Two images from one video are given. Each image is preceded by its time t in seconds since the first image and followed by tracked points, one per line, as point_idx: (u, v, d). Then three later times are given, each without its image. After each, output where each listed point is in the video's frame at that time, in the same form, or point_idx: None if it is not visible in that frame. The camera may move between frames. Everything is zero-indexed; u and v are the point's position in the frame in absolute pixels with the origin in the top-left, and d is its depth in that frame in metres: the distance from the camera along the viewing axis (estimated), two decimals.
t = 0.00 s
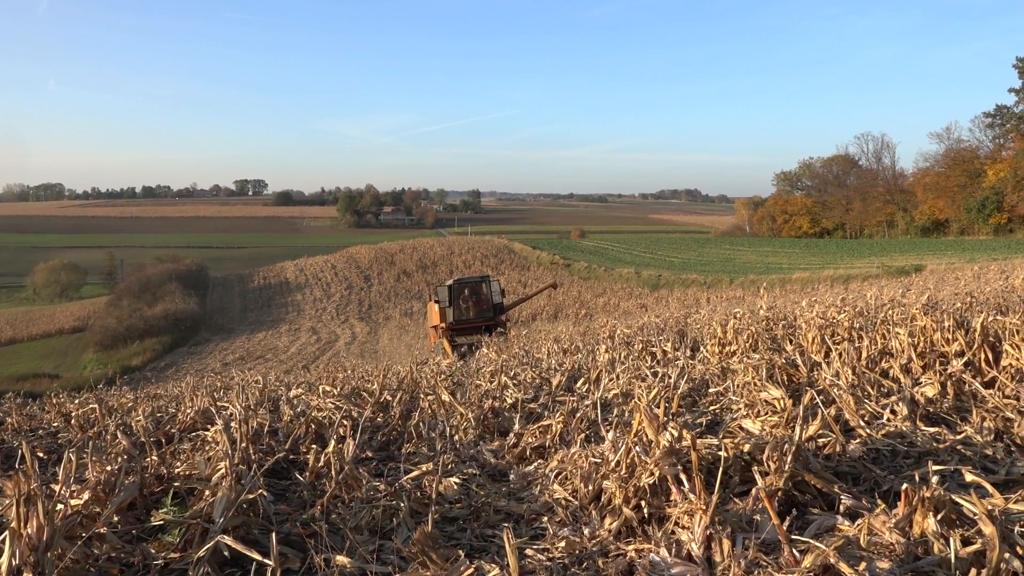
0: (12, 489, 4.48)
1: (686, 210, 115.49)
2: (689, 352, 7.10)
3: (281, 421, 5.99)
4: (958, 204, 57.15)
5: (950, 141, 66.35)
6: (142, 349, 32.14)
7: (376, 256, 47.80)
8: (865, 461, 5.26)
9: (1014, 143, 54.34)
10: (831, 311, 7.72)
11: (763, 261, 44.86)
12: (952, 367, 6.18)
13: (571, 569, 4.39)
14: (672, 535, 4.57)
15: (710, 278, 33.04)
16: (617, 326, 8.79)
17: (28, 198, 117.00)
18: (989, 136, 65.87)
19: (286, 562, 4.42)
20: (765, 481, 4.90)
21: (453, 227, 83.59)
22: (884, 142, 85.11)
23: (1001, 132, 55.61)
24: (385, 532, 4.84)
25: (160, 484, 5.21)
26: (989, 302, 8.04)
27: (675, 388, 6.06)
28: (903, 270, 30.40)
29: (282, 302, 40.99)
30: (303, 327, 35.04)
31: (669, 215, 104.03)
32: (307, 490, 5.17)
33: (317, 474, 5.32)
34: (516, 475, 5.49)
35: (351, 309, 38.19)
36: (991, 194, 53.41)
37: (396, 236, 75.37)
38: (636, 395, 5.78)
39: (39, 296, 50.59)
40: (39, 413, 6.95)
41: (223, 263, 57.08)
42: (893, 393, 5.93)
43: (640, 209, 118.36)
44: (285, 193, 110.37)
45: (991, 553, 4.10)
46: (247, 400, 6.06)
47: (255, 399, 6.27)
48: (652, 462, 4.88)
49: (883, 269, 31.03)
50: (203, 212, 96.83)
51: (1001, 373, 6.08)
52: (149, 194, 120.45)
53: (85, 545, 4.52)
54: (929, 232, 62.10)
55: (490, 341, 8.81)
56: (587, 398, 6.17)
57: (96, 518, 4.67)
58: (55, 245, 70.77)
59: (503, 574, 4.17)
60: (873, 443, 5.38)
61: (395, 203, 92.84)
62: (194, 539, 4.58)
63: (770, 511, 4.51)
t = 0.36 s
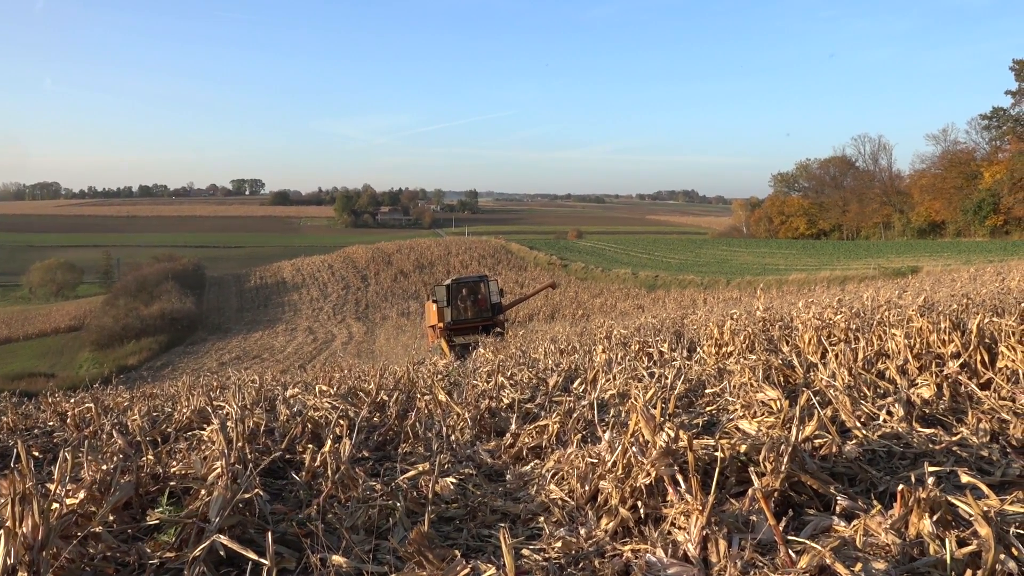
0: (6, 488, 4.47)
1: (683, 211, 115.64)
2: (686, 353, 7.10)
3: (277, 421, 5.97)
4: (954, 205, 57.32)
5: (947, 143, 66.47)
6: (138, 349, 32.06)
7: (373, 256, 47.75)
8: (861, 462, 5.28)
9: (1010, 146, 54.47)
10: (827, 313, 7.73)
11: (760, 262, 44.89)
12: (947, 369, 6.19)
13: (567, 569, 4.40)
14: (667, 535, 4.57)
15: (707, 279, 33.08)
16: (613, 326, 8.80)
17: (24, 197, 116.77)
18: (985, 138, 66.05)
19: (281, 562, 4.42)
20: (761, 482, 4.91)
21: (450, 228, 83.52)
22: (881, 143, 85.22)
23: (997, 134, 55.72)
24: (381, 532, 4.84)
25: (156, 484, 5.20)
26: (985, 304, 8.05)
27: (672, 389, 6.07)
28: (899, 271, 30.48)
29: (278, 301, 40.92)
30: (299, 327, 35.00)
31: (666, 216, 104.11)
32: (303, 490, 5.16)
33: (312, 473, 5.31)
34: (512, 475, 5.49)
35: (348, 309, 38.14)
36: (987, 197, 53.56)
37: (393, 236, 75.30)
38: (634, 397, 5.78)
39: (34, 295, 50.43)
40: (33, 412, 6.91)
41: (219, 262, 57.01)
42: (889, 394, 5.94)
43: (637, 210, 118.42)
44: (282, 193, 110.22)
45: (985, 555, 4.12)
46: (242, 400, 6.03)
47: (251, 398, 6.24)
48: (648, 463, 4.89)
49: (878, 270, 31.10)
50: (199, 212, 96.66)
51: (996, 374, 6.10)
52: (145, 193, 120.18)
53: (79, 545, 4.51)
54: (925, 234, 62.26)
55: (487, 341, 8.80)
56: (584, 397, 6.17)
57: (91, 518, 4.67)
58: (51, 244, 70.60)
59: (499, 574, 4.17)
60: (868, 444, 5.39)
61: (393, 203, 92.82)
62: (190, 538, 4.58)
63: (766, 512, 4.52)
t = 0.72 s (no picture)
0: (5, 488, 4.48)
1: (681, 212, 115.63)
2: (684, 354, 7.09)
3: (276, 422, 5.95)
4: (953, 207, 57.32)
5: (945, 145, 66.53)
6: (136, 349, 32.01)
7: (372, 256, 47.74)
8: (860, 463, 5.29)
9: (1009, 147, 54.45)
10: (826, 314, 7.72)
11: (759, 263, 44.91)
12: (946, 370, 6.19)
13: (566, 570, 4.40)
14: (667, 536, 4.57)
15: (705, 280, 33.06)
16: (612, 327, 8.81)
17: (22, 197, 116.59)
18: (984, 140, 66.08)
19: (280, 563, 4.42)
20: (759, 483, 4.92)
21: (449, 228, 83.56)
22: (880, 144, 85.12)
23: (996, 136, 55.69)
24: (380, 533, 4.85)
25: (155, 484, 5.19)
26: (983, 305, 8.05)
27: (671, 390, 6.06)
28: (898, 272, 30.46)
29: (277, 302, 40.93)
30: (298, 327, 35.01)
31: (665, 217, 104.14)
32: (302, 490, 5.16)
33: (311, 474, 5.30)
34: (511, 476, 5.48)
35: (347, 310, 38.14)
36: (986, 198, 53.56)
37: (392, 236, 75.31)
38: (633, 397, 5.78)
39: (33, 296, 50.43)
40: (32, 412, 6.90)
41: (218, 262, 57.02)
42: (888, 396, 5.94)
43: (636, 211, 118.47)
44: (281, 193, 110.11)
45: (984, 556, 4.12)
46: (241, 400, 6.02)
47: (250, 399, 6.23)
48: (647, 464, 4.90)
49: (877, 271, 31.07)
50: (198, 212, 96.65)
51: (995, 376, 6.10)
52: (144, 193, 120.17)
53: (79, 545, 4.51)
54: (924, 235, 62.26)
55: (487, 342, 8.80)
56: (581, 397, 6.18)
57: (90, 517, 4.67)
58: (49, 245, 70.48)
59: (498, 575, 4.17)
60: (867, 445, 5.40)
61: (392, 204, 92.76)
62: (189, 539, 4.59)
63: (765, 513, 4.53)
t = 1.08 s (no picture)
0: (3, 488, 4.48)
1: (679, 211, 115.66)
2: (683, 353, 7.09)
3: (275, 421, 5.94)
4: (951, 207, 57.36)
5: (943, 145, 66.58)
6: (135, 349, 32.02)
7: (370, 256, 47.70)
8: (858, 463, 5.30)
9: (1008, 147, 54.45)
10: (824, 314, 7.73)
11: (758, 263, 44.96)
12: (944, 370, 6.20)
13: (564, 570, 4.40)
14: (665, 536, 4.58)
15: (704, 280, 33.08)
16: (612, 327, 8.81)
17: (20, 196, 116.48)
18: (982, 140, 66.14)
19: (279, 563, 4.42)
20: (758, 483, 4.94)
21: (448, 228, 83.52)
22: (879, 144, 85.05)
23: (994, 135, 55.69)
24: (379, 533, 4.86)
25: (153, 484, 5.19)
26: (981, 305, 8.07)
27: (669, 390, 6.05)
28: (897, 272, 30.48)
29: (276, 302, 40.91)
30: (296, 327, 34.98)
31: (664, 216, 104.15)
32: (301, 490, 5.16)
33: (310, 474, 5.30)
34: (510, 475, 5.48)
35: (345, 309, 38.11)
36: (984, 198, 53.58)
37: (390, 236, 75.27)
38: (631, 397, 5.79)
39: (31, 296, 50.38)
40: (30, 412, 6.89)
41: (217, 262, 57.00)
42: (886, 395, 5.94)
43: (635, 211, 118.49)
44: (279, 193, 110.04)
45: (982, 555, 4.12)
46: (240, 400, 6.01)
47: (249, 399, 6.22)
48: (646, 464, 4.91)
49: (876, 271, 31.10)
50: (196, 212, 96.55)
51: (993, 376, 6.11)
52: (143, 193, 120.22)
53: (77, 545, 4.52)
54: (921, 235, 62.29)
55: (486, 341, 8.79)
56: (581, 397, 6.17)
57: (88, 518, 4.67)
58: (47, 244, 70.41)
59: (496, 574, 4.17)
60: (865, 445, 5.42)
61: (390, 203, 92.87)
62: (187, 539, 4.59)
63: (763, 513, 4.54)
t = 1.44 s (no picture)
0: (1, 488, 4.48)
1: (679, 210, 115.64)
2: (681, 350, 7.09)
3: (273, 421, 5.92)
4: (949, 206, 57.40)
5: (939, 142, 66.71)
6: (134, 349, 31.94)
7: (369, 255, 47.69)
8: (856, 461, 5.32)
9: (1005, 146, 54.50)
10: (823, 313, 7.73)
11: (756, 262, 45.00)
12: (942, 368, 6.20)
13: (563, 569, 4.40)
14: (664, 535, 4.58)
15: (702, 279, 33.08)
16: (611, 327, 8.81)
17: (18, 195, 116.26)
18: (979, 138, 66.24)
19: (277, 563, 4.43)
20: (757, 481, 4.95)
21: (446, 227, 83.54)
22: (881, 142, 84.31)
23: (992, 134, 55.66)
24: (378, 532, 4.86)
25: (152, 483, 5.19)
26: (980, 303, 8.07)
27: (668, 388, 6.04)
28: (896, 271, 30.49)
29: (275, 301, 40.88)
30: (296, 327, 34.94)
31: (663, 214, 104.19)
32: (299, 490, 5.17)
33: (309, 473, 5.30)
34: (509, 475, 5.48)
35: (344, 309, 38.08)
36: (982, 197, 53.59)
37: (389, 235, 75.24)
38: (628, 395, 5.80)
39: (29, 296, 50.34)
40: (28, 412, 6.88)
41: (215, 262, 56.97)
42: (885, 394, 5.94)
43: (633, 210, 118.58)
44: (278, 193, 109.93)
45: (980, 553, 4.12)
46: (239, 400, 5.99)
47: (247, 398, 6.20)
48: (645, 463, 4.91)
49: (874, 270, 31.12)
50: (194, 211, 96.44)
51: (991, 374, 6.11)
52: (141, 193, 120.06)
53: (75, 546, 4.51)
54: (919, 234, 62.38)
55: (486, 340, 8.77)
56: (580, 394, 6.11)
57: (86, 518, 4.67)
58: (43, 244, 70.26)
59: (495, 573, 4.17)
60: (864, 443, 5.42)
61: (388, 202, 92.82)
62: (186, 539, 4.59)
63: (761, 511, 4.54)
